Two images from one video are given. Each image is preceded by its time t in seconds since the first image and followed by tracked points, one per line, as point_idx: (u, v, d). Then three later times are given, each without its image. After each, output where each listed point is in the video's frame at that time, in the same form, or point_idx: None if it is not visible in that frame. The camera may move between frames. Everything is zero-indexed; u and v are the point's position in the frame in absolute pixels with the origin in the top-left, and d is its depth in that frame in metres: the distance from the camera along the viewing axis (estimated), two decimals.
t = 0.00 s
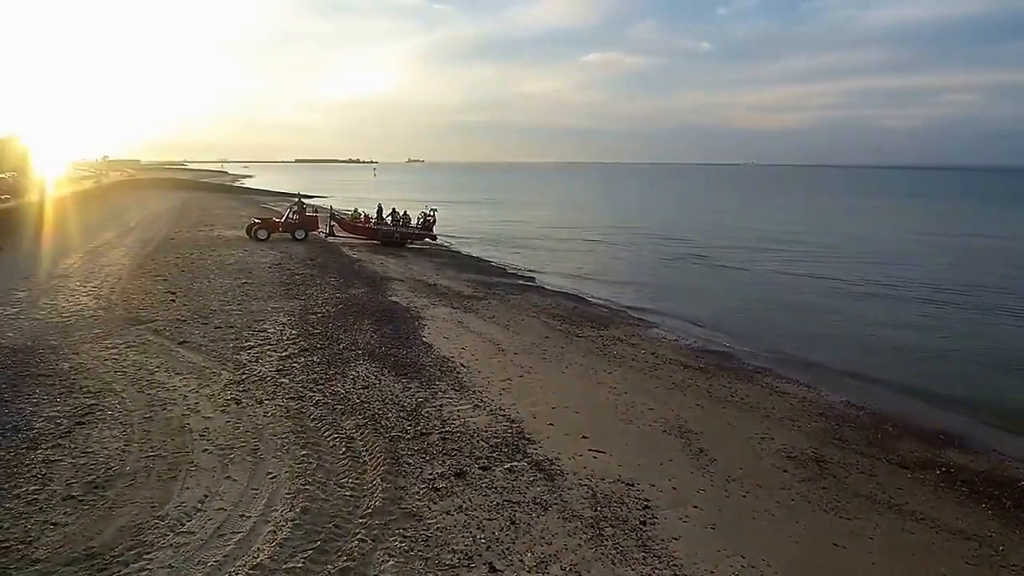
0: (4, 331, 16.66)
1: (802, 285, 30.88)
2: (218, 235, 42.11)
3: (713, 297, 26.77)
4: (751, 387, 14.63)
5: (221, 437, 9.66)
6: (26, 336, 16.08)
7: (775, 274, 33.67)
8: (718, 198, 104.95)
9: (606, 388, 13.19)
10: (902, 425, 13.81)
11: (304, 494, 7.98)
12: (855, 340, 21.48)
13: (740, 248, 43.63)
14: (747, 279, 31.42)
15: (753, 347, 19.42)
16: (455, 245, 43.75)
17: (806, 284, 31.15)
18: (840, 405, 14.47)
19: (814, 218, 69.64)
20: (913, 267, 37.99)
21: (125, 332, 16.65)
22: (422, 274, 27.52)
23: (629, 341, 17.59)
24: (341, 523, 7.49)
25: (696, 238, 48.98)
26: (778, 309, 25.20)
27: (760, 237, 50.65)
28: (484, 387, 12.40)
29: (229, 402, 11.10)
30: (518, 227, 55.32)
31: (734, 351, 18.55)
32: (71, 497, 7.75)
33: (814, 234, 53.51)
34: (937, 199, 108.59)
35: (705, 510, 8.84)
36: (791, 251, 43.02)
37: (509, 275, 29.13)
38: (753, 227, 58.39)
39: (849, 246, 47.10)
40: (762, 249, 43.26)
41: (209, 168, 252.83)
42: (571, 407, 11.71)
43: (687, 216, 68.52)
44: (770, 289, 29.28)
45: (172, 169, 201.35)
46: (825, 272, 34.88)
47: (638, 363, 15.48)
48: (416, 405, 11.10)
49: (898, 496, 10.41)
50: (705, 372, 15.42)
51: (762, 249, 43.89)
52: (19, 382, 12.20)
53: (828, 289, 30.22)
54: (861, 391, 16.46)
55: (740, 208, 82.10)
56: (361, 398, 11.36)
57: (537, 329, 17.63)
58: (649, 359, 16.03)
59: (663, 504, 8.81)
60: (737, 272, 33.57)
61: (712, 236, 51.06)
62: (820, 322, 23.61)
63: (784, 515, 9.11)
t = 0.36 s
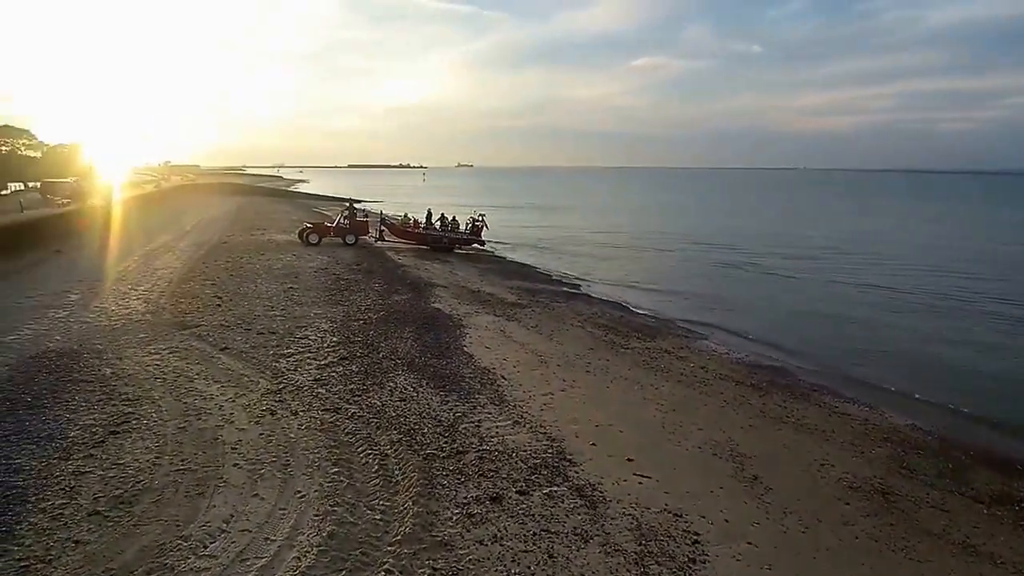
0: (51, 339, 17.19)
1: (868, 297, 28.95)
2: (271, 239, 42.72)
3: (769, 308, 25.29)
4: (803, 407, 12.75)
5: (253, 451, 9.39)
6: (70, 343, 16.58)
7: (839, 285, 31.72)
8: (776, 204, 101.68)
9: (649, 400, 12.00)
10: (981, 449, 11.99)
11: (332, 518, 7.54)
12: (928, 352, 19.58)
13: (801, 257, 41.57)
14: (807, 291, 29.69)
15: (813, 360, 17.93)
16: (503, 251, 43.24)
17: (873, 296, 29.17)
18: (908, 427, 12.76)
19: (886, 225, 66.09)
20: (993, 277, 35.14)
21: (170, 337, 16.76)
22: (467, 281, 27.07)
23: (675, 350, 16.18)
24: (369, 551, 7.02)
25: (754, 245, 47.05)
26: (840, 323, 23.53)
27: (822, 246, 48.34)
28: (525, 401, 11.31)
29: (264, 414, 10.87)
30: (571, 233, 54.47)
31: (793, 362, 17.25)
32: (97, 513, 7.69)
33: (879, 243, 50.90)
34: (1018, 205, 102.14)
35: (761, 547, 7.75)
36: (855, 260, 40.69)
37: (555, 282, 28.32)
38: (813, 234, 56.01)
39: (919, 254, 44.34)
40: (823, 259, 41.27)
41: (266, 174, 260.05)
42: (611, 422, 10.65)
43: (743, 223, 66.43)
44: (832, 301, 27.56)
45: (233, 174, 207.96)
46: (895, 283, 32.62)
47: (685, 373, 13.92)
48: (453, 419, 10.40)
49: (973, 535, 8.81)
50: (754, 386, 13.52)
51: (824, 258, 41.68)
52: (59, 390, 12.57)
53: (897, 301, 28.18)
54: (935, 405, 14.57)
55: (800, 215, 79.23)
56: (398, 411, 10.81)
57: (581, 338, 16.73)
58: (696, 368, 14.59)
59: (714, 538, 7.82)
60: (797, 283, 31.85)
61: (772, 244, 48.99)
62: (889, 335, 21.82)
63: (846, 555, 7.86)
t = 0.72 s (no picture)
0: (93, 343, 17.45)
1: (930, 304, 27.27)
2: (316, 243, 43.08)
3: (822, 316, 24.03)
4: (860, 425, 11.66)
5: (278, 467, 9.10)
6: (111, 348, 16.78)
7: (899, 293, 30.03)
8: (831, 207, 98.33)
9: (693, 418, 11.23)
10: None
11: (352, 546, 7.14)
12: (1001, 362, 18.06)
13: (857, 262, 39.73)
14: (864, 298, 28.20)
15: (873, 370, 16.72)
16: (546, 255, 42.70)
17: (937, 304, 27.45)
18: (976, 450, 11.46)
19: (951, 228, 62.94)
20: None
21: (208, 342, 16.74)
22: (506, 287, 26.62)
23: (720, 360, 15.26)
24: None
25: (806, 250, 45.31)
26: (901, 331, 22.09)
27: (880, 249, 46.19)
28: (561, 419, 10.73)
29: (294, 426, 10.59)
30: (617, 237, 53.57)
31: (847, 369, 16.12)
32: (115, 532, 7.57)
33: (942, 245, 48.40)
34: None
35: None
36: (916, 265, 38.65)
37: (597, 289, 27.63)
38: (870, 238, 53.74)
39: (987, 258, 41.84)
40: (880, 264, 39.37)
41: (325, 178, 266.11)
42: (652, 444, 9.97)
43: (795, 226, 64.36)
44: (892, 308, 26.04)
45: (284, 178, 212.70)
46: (962, 290, 30.70)
47: (732, 387, 13.04)
48: (485, 437, 9.89)
49: None
50: (805, 401, 12.52)
51: (883, 262, 39.73)
52: (94, 398, 12.62)
53: (963, 309, 26.43)
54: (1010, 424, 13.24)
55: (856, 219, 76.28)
56: (428, 427, 10.35)
57: (621, 348, 16.02)
58: (742, 380, 13.66)
59: None
60: (853, 290, 30.34)
61: (827, 247, 47.08)
62: (955, 344, 20.33)
63: None
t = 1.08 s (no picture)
0: (129, 346, 17.50)
1: (990, 311, 25.75)
2: (353, 245, 43.22)
3: (872, 322, 22.89)
4: (919, 451, 10.78)
5: (298, 487, 8.76)
6: (145, 352, 16.79)
7: (956, 300, 28.52)
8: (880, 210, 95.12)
9: (735, 438, 10.54)
10: None
11: None
12: None
13: (909, 269, 38.10)
14: (916, 304, 26.86)
15: (928, 379, 15.67)
16: (584, 258, 42.01)
17: (996, 311, 25.96)
18: None
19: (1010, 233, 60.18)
20: None
21: (240, 347, 16.62)
22: (541, 292, 26.07)
23: (763, 373, 14.49)
24: None
25: (855, 255, 43.69)
26: (959, 338, 20.80)
27: (934, 254, 44.25)
28: (593, 438, 10.17)
29: (317, 440, 10.26)
30: (657, 240, 52.58)
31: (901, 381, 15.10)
32: (128, 554, 7.34)
33: (1001, 251, 46.17)
34: None
35: None
36: (973, 272, 36.83)
37: (634, 294, 26.90)
38: (923, 241, 51.55)
39: None
40: (933, 271, 37.64)
41: (367, 180, 269.98)
42: (690, 469, 9.35)
43: (843, 229, 62.23)
44: (948, 315, 24.67)
45: (327, 180, 215.98)
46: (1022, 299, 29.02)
47: (777, 406, 12.26)
48: (513, 457, 9.39)
49: None
50: (858, 423, 11.67)
51: (938, 269, 37.95)
52: (122, 405, 12.53)
53: None
54: None
55: (908, 222, 73.56)
56: (454, 444, 9.90)
57: (658, 359, 15.36)
58: (787, 397, 12.86)
59: None
60: (905, 296, 28.97)
61: (876, 252, 45.37)
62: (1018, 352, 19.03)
63: None
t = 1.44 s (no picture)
0: (157, 351, 17.42)
1: None
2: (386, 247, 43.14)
3: (924, 327, 21.67)
4: (977, 480, 9.91)
5: (311, 509, 8.37)
6: (171, 357, 16.67)
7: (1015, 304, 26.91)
8: (931, 210, 91.81)
9: (775, 463, 9.84)
10: None
11: None
12: None
13: (963, 270, 36.30)
14: (971, 308, 25.43)
15: (988, 392, 14.59)
16: (619, 261, 41.24)
17: None
18: None
19: None
20: None
21: (265, 353, 16.40)
22: (573, 298, 25.45)
23: (806, 390, 13.67)
24: None
25: (904, 257, 41.93)
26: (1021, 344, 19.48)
27: (989, 256, 42.16)
28: (623, 460, 9.59)
29: (334, 457, 9.88)
30: (695, 242, 51.43)
31: (955, 397, 14.10)
32: None
33: None
34: None
35: None
36: None
37: (670, 301, 26.13)
38: (974, 243, 49.33)
39: None
40: (988, 272, 35.75)
41: (405, 182, 272.19)
42: (728, 498, 8.70)
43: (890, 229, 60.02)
44: (1008, 320, 23.23)
45: (364, 182, 218.30)
46: None
47: (821, 428, 11.47)
48: (538, 480, 8.85)
49: None
50: (910, 448, 10.83)
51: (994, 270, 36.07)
52: (143, 414, 12.36)
53: None
54: None
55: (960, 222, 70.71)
56: (476, 465, 9.40)
57: (692, 373, 14.67)
58: (832, 417, 12.07)
59: None
60: (958, 299, 27.50)
61: (927, 254, 43.47)
62: None
63: None
